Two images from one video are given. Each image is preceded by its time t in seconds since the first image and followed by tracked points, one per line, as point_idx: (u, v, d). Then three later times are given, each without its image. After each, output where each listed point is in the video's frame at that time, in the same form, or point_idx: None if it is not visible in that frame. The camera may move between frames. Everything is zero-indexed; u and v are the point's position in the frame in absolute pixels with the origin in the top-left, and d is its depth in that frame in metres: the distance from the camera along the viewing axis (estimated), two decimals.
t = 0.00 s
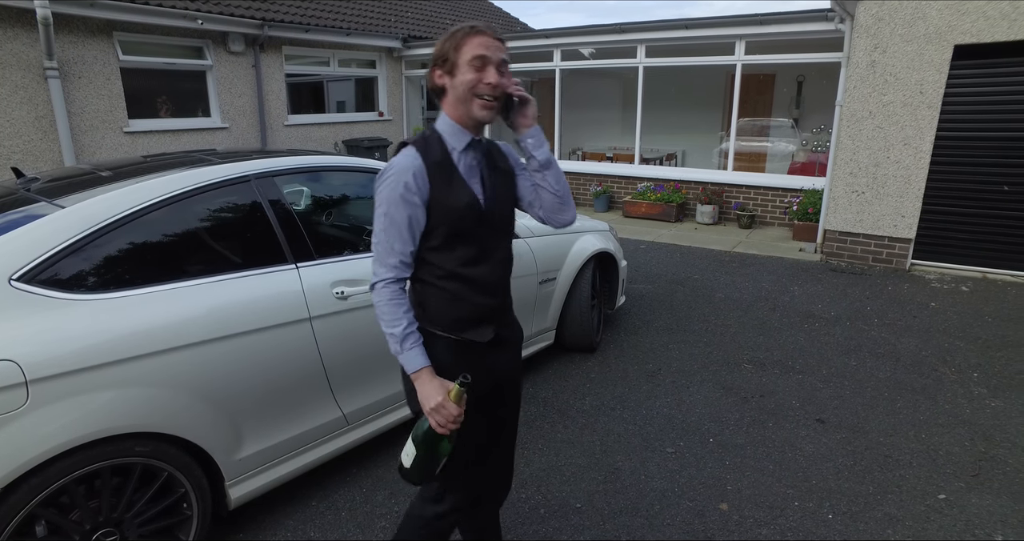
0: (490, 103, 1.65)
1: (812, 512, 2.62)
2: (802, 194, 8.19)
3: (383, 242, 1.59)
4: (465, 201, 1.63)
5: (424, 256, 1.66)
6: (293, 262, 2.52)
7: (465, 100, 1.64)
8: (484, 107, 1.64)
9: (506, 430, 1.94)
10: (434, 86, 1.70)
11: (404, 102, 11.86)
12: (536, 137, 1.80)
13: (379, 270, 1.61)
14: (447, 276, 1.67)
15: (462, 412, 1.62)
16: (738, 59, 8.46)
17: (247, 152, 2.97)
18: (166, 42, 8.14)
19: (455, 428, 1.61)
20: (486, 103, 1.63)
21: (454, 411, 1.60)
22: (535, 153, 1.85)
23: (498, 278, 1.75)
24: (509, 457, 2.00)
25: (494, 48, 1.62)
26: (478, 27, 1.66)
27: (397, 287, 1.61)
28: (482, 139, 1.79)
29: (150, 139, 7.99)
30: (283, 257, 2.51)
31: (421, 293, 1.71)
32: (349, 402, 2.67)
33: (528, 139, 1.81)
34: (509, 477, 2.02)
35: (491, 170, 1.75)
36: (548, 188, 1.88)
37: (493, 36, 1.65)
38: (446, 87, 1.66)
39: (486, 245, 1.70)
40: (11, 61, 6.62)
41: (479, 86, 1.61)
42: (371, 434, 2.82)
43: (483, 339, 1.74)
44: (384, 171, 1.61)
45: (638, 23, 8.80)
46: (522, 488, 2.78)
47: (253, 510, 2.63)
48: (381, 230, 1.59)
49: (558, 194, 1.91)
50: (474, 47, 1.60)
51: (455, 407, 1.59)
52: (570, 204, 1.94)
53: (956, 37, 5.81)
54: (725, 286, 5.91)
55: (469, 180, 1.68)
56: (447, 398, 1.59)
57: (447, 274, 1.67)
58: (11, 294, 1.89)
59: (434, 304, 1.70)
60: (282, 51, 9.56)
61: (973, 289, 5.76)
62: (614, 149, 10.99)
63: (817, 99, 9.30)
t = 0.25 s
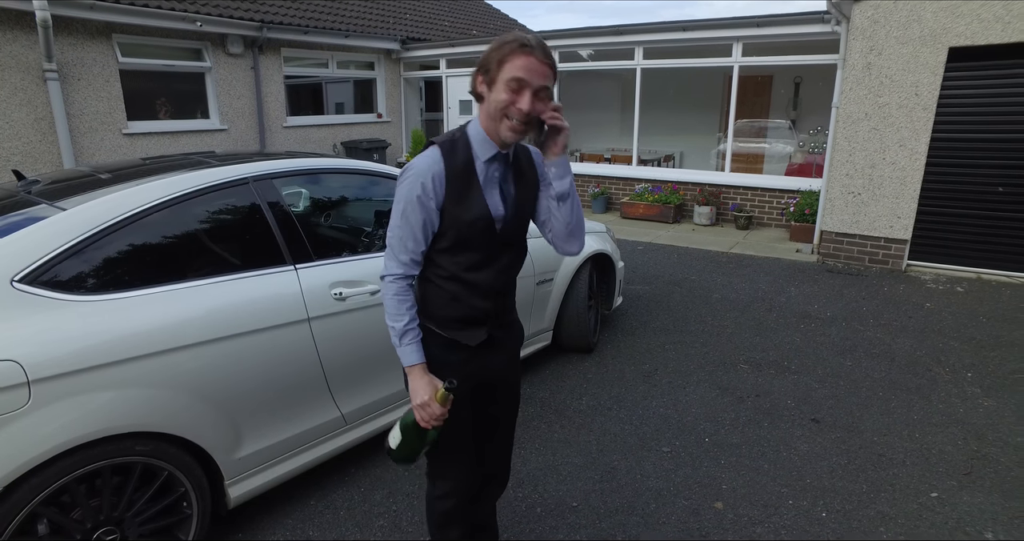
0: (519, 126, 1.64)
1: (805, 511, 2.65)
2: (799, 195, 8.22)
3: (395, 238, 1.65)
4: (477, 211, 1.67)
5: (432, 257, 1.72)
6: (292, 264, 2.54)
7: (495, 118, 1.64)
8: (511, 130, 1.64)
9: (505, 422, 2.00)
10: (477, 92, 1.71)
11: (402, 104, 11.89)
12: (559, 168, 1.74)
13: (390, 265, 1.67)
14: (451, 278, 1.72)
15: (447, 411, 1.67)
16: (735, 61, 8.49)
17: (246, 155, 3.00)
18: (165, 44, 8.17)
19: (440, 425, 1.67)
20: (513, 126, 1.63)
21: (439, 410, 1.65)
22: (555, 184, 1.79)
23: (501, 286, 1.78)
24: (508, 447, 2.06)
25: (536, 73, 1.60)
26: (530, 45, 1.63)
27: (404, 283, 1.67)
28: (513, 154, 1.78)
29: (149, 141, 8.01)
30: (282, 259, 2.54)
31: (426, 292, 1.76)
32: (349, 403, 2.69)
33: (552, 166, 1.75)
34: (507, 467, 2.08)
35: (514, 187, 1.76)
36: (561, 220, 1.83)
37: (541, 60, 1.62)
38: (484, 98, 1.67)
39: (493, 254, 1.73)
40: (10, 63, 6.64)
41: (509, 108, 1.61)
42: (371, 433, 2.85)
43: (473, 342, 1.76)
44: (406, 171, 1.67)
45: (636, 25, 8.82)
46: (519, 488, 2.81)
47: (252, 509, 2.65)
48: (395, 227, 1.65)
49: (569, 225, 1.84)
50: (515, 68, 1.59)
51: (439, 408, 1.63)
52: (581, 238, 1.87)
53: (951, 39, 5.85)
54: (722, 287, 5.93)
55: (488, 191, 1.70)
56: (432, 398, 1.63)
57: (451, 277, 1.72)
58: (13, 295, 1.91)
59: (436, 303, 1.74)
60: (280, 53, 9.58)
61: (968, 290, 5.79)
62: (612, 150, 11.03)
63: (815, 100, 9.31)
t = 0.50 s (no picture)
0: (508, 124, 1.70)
1: (798, 505, 2.69)
2: (795, 196, 8.28)
3: (395, 226, 1.76)
4: (470, 205, 1.72)
5: (431, 248, 1.80)
6: (292, 262, 2.59)
7: (488, 116, 1.73)
8: (499, 127, 1.70)
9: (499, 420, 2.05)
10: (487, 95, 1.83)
11: (401, 105, 11.94)
12: (550, 170, 1.74)
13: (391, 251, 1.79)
14: (446, 271, 1.78)
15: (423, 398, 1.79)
16: (731, 63, 8.55)
17: (246, 156, 3.04)
18: (164, 45, 8.20)
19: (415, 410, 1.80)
20: (501, 124, 1.70)
21: (414, 396, 1.78)
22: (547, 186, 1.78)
23: (495, 284, 1.82)
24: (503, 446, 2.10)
25: (521, 72, 1.67)
26: (525, 49, 1.71)
27: (404, 269, 1.78)
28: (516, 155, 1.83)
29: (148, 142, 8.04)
30: (282, 258, 2.58)
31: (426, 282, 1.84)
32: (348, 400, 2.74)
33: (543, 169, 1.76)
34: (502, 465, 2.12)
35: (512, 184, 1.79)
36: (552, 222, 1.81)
37: (531, 60, 1.69)
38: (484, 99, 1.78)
39: (487, 250, 1.77)
40: (10, 64, 6.67)
41: (496, 105, 1.69)
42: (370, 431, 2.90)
43: (462, 335, 1.82)
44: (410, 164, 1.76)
45: (633, 27, 8.87)
46: (516, 483, 2.85)
47: (253, 504, 2.70)
48: (395, 216, 1.76)
49: (561, 230, 1.82)
50: (503, 67, 1.68)
51: (415, 395, 1.76)
52: (574, 245, 1.85)
53: (944, 42, 5.92)
54: (718, 287, 5.98)
55: (487, 188, 1.75)
56: (409, 385, 1.76)
57: (446, 270, 1.78)
58: (20, 293, 1.95)
59: (433, 294, 1.82)
60: (279, 54, 9.62)
61: (962, 289, 5.85)
62: (609, 151, 11.08)
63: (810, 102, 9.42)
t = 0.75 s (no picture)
0: (483, 109, 1.76)
1: (788, 493, 2.76)
2: (789, 195, 8.37)
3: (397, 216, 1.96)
4: (457, 192, 1.83)
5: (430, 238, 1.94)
6: (293, 258, 2.65)
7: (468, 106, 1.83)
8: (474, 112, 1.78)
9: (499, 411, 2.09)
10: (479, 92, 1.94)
11: (398, 105, 12.00)
12: (525, 146, 1.74)
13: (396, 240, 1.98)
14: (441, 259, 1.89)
15: (401, 376, 1.91)
16: (726, 63, 8.63)
17: (247, 154, 3.10)
18: (163, 46, 8.25)
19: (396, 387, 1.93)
20: (474, 109, 1.78)
21: (392, 374, 1.90)
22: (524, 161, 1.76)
23: (491, 273, 1.85)
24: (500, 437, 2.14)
25: (486, 57, 1.75)
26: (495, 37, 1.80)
27: (403, 256, 1.96)
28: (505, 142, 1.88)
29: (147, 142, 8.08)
30: (283, 253, 2.64)
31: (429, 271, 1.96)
32: (348, 392, 2.80)
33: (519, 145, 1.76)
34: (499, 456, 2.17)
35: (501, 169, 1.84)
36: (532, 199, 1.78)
37: (496, 45, 1.76)
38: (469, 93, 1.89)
39: (475, 235, 1.83)
40: (10, 65, 6.71)
41: (469, 93, 1.76)
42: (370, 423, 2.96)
43: (456, 323, 1.88)
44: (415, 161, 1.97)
45: (629, 27, 8.94)
46: (513, 474, 2.92)
47: (255, 495, 2.75)
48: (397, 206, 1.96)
49: (542, 207, 1.77)
50: (472, 57, 1.79)
51: (390, 372, 1.89)
52: (557, 222, 1.78)
53: (934, 43, 6.00)
54: (713, 284, 6.05)
55: (476, 177, 1.84)
56: (386, 362, 1.89)
57: (442, 258, 1.89)
58: (31, 285, 2.01)
59: (432, 282, 1.92)
60: (277, 55, 9.67)
61: (952, 286, 5.93)
62: (606, 151, 11.16)
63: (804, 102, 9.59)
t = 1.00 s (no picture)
0: (473, 103, 1.86)
1: (777, 481, 2.83)
2: (782, 193, 8.45)
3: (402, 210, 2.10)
4: (451, 183, 1.91)
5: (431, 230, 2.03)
6: (293, 252, 2.70)
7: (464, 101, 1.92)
8: (468, 106, 1.87)
9: (494, 404, 2.13)
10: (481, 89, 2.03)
11: (394, 105, 12.05)
12: (508, 135, 1.79)
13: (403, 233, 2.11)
14: (438, 249, 1.97)
15: (389, 359, 2.00)
16: (720, 63, 8.71)
17: (246, 151, 3.15)
18: (160, 45, 8.28)
19: (384, 370, 2.02)
20: (467, 104, 1.87)
21: (381, 357, 2.00)
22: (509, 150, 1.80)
23: (485, 262, 1.91)
24: (495, 430, 2.18)
25: (475, 53, 1.83)
26: (485, 34, 1.87)
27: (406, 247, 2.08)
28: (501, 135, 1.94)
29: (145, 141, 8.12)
30: (282, 248, 2.69)
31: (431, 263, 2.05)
32: (348, 385, 2.86)
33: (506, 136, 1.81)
34: (495, 447, 2.22)
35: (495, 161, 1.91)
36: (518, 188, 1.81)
37: (484, 42, 1.84)
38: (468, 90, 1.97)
39: (467, 225, 1.90)
40: (7, 64, 6.73)
41: (460, 89, 1.86)
42: (370, 414, 3.03)
43: (452, 311, 1.94)
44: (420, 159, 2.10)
45: (624, 27, 9.01)
46: (509, 463, 2.98)
47: (257, 484, 2.81)
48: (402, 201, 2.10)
49: (525, 194, 1.79)
50: (464, 54, 1.87)
51: (379, 355, 1.99)
52: (538, 208, 1.78)
53: (923, 42, 6.09)
54: (707, 281, 6.12)
55: (470, 169, 1.92)
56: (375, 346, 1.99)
57: (440, 248, 1.97)
58: (40, 277, 2.06)
59: (430, 272, 2.00)
60: (274, 54, 9.71)
61: (942, 282, 6.02)
62: (601, 150, 11.23)
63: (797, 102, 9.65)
